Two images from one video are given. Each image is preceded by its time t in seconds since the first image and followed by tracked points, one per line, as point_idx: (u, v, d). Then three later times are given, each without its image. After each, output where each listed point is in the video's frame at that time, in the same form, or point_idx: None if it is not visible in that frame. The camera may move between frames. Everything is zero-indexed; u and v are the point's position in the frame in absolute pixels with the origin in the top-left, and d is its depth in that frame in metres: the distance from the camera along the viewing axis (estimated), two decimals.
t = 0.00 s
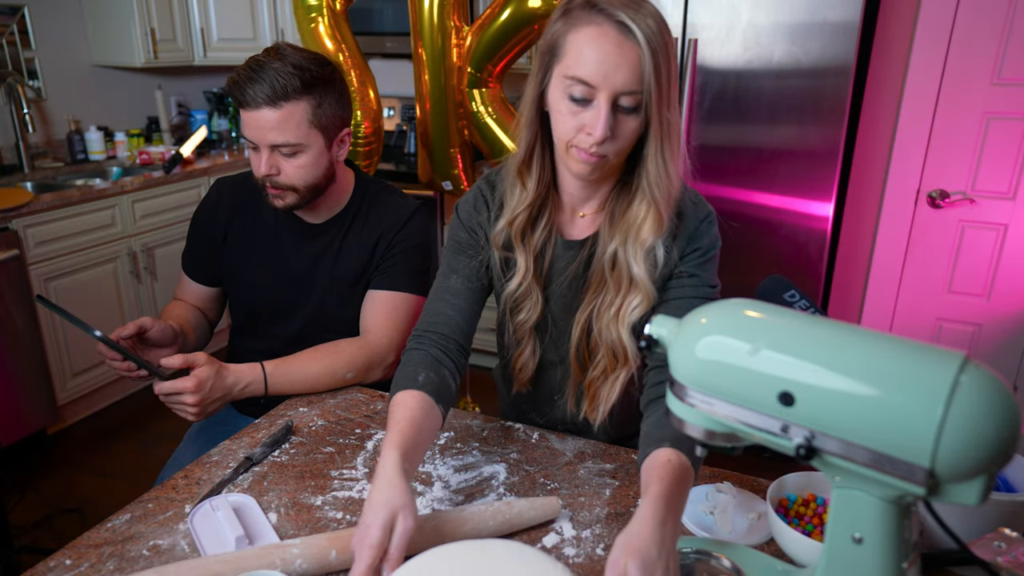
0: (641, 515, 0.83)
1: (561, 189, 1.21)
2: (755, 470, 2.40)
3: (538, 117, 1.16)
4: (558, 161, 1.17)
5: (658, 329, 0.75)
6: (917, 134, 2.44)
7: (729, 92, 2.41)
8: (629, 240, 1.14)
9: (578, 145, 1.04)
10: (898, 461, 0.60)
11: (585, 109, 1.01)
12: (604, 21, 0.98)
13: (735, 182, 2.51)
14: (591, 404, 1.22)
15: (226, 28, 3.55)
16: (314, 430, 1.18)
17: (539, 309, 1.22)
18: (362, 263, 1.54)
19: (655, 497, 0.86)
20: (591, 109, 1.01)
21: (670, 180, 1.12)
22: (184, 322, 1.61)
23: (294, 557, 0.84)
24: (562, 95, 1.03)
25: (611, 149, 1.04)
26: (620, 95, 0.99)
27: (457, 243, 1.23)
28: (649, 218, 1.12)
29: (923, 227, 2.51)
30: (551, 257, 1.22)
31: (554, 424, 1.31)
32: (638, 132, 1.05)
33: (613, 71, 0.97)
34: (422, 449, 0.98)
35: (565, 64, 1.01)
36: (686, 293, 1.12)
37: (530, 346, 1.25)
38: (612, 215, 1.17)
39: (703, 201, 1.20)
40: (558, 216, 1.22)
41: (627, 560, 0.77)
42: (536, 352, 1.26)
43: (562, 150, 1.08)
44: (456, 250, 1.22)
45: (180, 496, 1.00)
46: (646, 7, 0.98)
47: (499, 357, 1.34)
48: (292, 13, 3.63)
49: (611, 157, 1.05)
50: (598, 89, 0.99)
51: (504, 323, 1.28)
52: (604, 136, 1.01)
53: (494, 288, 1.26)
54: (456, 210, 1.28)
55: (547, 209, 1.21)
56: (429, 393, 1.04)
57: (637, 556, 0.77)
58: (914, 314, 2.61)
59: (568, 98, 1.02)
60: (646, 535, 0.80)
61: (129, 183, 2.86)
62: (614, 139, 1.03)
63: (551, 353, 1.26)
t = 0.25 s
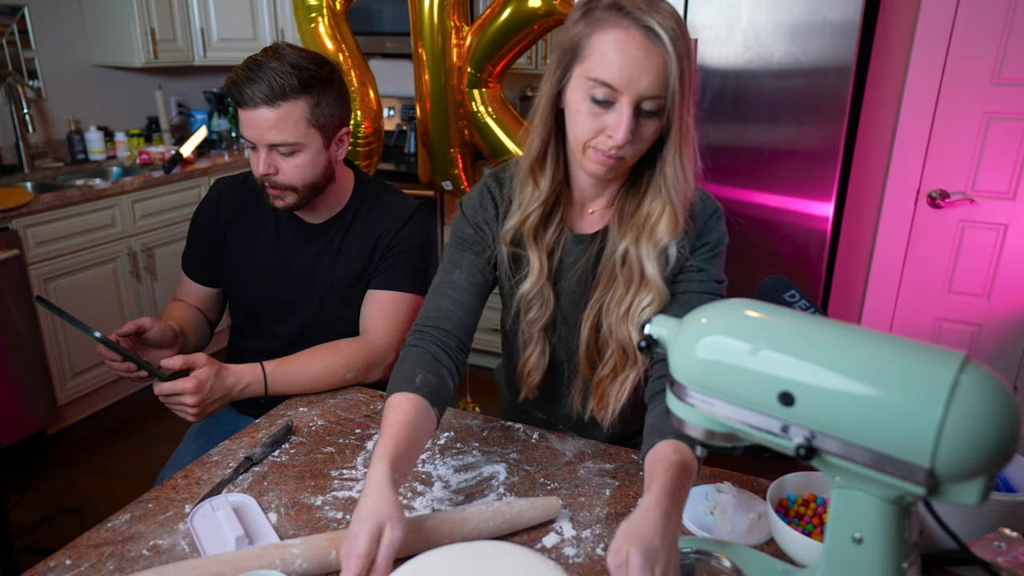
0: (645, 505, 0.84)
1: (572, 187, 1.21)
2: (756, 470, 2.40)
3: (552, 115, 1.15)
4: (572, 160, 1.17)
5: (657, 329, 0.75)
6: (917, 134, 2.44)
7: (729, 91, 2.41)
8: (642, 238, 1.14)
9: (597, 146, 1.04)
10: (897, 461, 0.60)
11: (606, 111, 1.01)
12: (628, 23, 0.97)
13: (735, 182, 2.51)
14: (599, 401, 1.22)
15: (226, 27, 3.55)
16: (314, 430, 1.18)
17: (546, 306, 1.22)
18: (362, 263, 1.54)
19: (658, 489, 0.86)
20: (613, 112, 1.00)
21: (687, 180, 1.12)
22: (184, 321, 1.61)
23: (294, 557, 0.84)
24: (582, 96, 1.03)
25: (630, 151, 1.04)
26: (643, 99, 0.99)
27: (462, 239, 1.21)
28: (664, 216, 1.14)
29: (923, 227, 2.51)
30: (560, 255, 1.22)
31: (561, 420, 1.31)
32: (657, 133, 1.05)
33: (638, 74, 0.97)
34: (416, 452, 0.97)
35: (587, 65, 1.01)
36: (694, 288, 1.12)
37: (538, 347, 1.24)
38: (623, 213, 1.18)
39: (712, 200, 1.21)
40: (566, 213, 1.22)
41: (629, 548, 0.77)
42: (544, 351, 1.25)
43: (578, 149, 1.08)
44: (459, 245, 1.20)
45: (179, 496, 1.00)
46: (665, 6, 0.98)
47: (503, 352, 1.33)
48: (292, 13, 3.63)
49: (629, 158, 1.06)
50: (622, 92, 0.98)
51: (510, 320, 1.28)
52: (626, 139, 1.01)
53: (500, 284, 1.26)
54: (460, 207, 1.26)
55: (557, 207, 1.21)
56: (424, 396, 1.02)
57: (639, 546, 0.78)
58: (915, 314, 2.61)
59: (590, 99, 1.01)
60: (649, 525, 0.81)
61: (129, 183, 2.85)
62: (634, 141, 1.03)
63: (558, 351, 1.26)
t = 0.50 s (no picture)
0: (610, 476, 0.89)
1: (592, 182, 1.21)
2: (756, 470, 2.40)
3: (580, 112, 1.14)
4: (595, 156, 1.17)
5: (657, 330, 0.75)
6: (917, 134, 2.44)
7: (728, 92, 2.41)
8: (669, 236, 1.15)
9: (625, 147, 1.05)
10: (898, 461, 0.60)
11: (637, 113, 1.01)
12: (666, 25, 0.97)
13: (735, 182, 2.51)
14: (605, 393, 1.23)
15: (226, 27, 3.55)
16: (314, 430, 1.18)
17: (557, 300, 1.23)
18: (361, 263, 1.54)
19: (622, 470, 0.91)
20: (645, 114, 1.00)
21: (712, 181, 1.13)
22: (184, 322, 1.61)
23: (294, 557, 0.84)
24: (613, 96, 1.02)
25: (656, 152, 1.04)
26: (676, 103, 0.99)
27: (478, 234, 1.23)
28: (686, 219, 1.14)
29: (923, 227, 2.51)
30: (575, 250, 1.22)
31: (561, 419, 1.31)
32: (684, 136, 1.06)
33: (674, 80, 0.97)
34: (437, 428, 1.00)
35: (621, 65, 1.00)
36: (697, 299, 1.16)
37: (545, 338, 1.25)
38: (643, 211, 1.18)
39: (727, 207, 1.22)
40: (584, 209, 1.22)
41: (599, 505, 0.82)
42: (551, 345, 1.26)
43: (604, 149, 1.09)
44: (473, 241, 1.23)
45: (179, 496, 1.00)
46: (696, 5, 0.98)
47: (505, 347, 1.34)
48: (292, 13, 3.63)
49: (656, 159, 1.06)
50: (655, 95, 0.98)
51: (520, 313, 1.28)
52: (656, 143, 1.01)
53: (511, 276, 1.26)
54: (476, 200, 1.27)
55: (576, 203, 1.21)
56: (441, 377, 1.05)
57: (606, 504, 0.82)
58: (914, 314, 2.61)
59: (622, 99, 1.01)
60: (615, 491, 0.86)
61: (130, 183, 2.85)
62: (663, 143, 1.03)
63: (566, 345, 1.26)
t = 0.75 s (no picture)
0: (600, 482, 0.89)
1: (608, 182, 1.22)
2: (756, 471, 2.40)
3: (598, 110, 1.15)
4: (610, 155, 1.18)
5: (657, 330, 0.75)
6: (917, 134, 2.44)
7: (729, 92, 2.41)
8: (681, 237, 1.16)
9: (641, 147, 1.06)
10: (897, 461, 0.60)
11: (655, 113, 1.02)
12: (688, 28, 0.97)
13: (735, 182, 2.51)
14: (603, 390, 1.23)
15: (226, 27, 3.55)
16: (314, 430, 1.18)
17: (563, 295, 1.23)
18: (361, 263, 1.54)
19: (613, 475, 0.91)
20: (663, 115, 1.01)
21: (725, 185, 1.14)
22: (184, 322, 1.61)
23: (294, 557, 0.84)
24: (633, 95, 1.04)
25: (671, 154, 1.06)
26: (694, 105, 1.00)
27: (492, 228, 1.26)
28: (699, 222, 1.15)
29: (923, 227, 2.51)
30: (584, 247, 1.23)
31: (561, 418, 1.31)
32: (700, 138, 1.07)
33: (695, 83, 0.98)
34: (452, 412, 1.04)
35: (643, 65, 1.01)
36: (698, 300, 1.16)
37: (550, 332, 1.25)
38: (653, 211, 1.19)
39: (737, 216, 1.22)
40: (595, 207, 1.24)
41: (588, 509, 0.82)
42: (554, 340, 1.26)
43: (620, 147, 1.10)
44: (486, 238, 1.25)
45: (179, 496, 1.00)
46: (718, 8, 0.99)
47: (511, 342, 1.34)
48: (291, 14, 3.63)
49: (670, 160, 1.07)
50: (674, 97, 1.00)
51: (526, 309, 1.29)
52: (672, 143, 1.02)
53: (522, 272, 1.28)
54: (489, 195, 1.29)
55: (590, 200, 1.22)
56: (456, 365, 1.11)
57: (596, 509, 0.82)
58: (915, 314, 2.61)
59: (642, 99, 1.02)
60: (604, 496, 0.86)
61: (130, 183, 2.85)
62: (679, 145, 1.04)
63: (569, 342, 1.26)
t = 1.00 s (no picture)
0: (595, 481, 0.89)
1: (614, 180, 1.23)
2: (756, 471, 2.40)
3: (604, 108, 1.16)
4: (616, 153, 1.18)
5: (658, 330, 0.75)
6: (917, 134, 2.44)
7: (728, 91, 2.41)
8: (684, 237, 1.16)
9: (644, 145, 1.06)
10: (897, 461, 0.60)
11: (659, 111, 1.03)
12: (694, 27, 0.98)
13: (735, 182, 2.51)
14: (603, 388, 1.23)
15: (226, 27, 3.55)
16: (314, 430, 1.18)
17: (568, 293, 1.24)
18: (361, 263, 1.54)
19: (610, 474, 0.91)
20: (667, 113, 1.02)
21: (729, 185, 1.14)
22: (184, 321, 1.61)
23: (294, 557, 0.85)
24: (638, 93, 1.04)
25: (675, 153, 1.06)
26: (698, 104, 1.01)
27: (499, 225, 1.27)
28: (703, 222, 1.15)
29: (923, 227, 2.51)
30: (588, 245, 1.23)
31: (563, 415, 1.31)
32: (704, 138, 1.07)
33: (699, 81, 0.98)
34: (459, 407, 1.04)
35: (648, 63, 1.02)
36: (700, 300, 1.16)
37: (553, 329, 1.25)
38: (658, 211, 1.19)
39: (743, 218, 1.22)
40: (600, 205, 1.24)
41: (585, 507, 0.82)
42: (557, 337, 1.26)
43: (625, 145, 1.10)
44: (492, 237, 1.26)
45: (179, 496, 1.00)
46: (726, 8, 0.98)
47: (516, 338, 1.35)
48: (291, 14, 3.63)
49: (674, 159, 1.07)
50: (679, 96, 1.00)
51: (531, 306, 1.29)
52: (675, 142, 1.02)
53: (528, 269, 1.28)
54: (496, 192, 1.30)
55: (596, 198, 1.23)
56: (465, 360, 1.11)
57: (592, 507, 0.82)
58: (915, 314, 2.61)
59: (647, 97, 1.03)
60: (600, 495, 0.86)
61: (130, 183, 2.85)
62: (682, 144, 1.04)
63: (572, 339, 1.26)
